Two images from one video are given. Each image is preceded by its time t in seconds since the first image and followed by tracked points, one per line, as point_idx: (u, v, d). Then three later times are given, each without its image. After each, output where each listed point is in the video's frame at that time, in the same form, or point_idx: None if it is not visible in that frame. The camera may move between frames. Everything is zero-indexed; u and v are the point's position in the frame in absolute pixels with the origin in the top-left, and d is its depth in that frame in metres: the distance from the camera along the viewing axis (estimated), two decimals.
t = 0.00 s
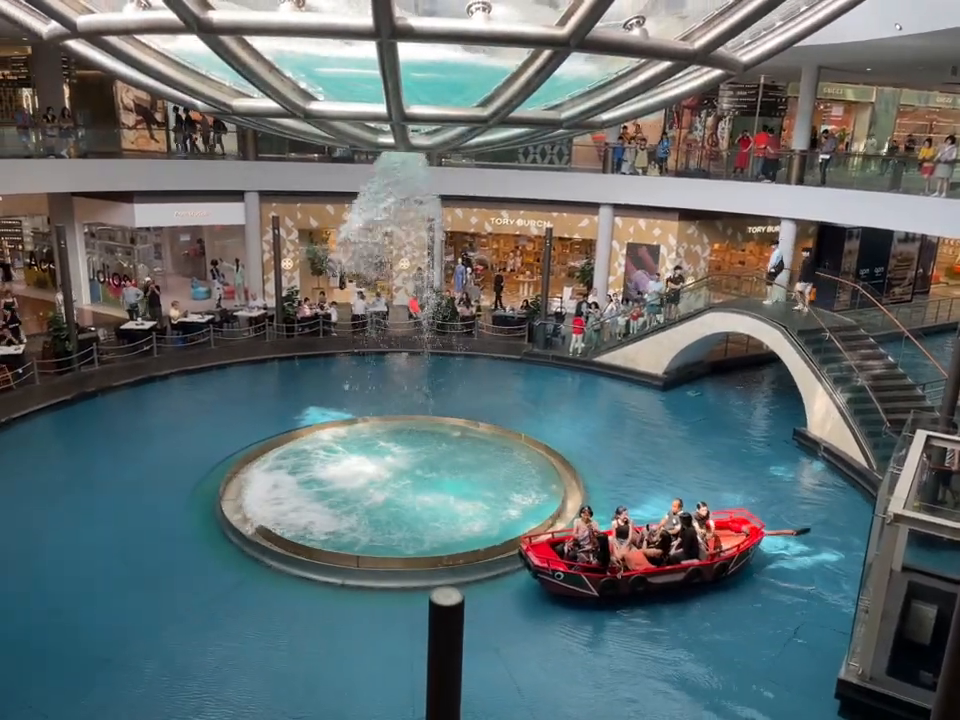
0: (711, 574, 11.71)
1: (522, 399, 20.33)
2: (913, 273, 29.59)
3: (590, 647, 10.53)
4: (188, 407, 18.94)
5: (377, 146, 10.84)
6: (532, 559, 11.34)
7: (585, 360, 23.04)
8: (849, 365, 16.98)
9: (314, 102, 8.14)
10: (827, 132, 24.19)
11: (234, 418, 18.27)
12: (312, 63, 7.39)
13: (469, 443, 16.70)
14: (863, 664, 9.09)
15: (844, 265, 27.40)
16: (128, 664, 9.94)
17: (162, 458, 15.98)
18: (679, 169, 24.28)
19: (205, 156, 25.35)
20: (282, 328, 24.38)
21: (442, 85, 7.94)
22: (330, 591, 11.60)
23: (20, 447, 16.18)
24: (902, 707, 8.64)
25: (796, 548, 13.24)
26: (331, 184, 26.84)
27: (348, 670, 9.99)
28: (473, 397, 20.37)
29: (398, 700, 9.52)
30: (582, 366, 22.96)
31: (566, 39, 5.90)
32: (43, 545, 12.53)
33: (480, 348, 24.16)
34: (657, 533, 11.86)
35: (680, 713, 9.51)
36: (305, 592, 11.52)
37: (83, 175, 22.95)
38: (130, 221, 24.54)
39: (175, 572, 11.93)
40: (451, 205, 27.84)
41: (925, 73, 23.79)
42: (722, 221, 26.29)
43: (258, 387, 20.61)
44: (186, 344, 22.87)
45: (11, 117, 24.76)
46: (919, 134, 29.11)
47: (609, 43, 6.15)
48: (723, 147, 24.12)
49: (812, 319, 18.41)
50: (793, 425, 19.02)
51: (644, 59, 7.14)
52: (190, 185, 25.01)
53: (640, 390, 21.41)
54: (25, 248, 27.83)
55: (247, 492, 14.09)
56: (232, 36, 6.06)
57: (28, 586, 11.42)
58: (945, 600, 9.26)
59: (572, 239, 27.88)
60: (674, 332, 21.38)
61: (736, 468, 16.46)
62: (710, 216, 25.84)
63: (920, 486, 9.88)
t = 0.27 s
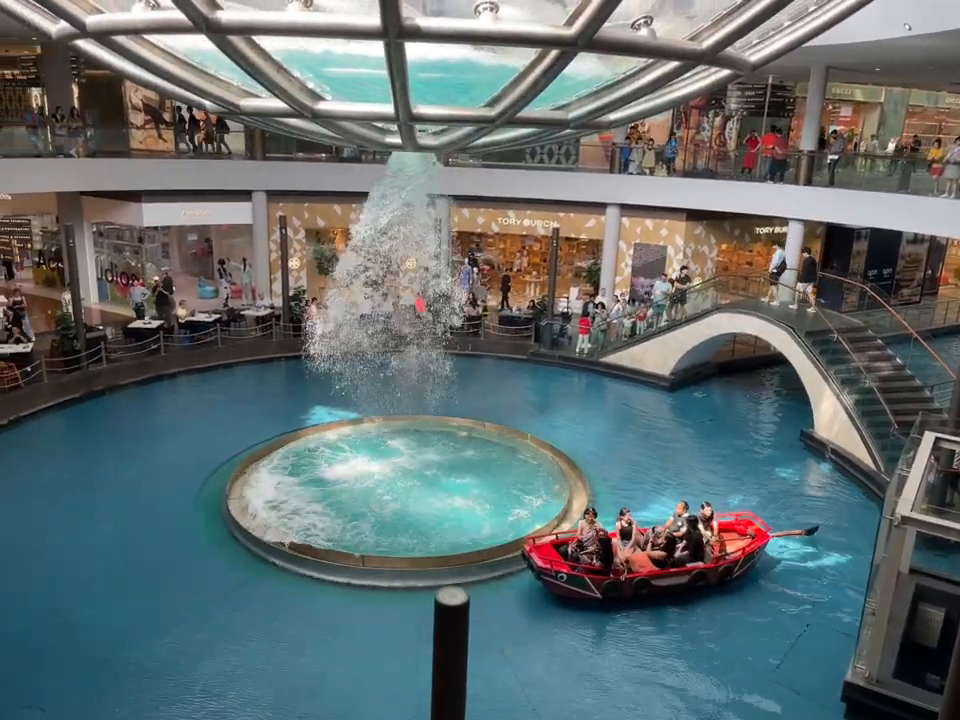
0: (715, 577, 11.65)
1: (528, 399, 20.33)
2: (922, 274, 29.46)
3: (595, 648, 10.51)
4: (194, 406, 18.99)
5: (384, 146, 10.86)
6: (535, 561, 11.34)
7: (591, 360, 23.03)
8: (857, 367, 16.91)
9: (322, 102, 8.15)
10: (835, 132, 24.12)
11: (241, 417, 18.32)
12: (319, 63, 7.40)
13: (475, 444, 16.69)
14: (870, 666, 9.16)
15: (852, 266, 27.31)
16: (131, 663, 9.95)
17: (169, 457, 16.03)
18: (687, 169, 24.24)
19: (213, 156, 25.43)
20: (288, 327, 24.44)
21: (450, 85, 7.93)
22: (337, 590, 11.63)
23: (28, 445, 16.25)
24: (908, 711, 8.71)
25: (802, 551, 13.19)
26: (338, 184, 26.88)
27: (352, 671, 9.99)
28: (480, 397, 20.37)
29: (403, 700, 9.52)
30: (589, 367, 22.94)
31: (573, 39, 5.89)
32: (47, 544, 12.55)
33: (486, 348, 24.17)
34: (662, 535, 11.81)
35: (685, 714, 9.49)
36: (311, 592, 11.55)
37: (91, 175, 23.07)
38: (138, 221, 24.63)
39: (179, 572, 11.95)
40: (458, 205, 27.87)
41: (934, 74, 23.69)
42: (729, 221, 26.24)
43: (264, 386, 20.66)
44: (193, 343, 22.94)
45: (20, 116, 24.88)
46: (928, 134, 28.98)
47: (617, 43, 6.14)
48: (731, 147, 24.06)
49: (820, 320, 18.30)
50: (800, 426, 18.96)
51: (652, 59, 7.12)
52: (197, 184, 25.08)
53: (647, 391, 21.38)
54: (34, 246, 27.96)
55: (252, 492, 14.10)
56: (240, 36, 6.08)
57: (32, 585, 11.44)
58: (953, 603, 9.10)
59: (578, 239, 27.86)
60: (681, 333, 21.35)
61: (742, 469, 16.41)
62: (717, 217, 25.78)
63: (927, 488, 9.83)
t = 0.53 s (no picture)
0: (720, 580, 11.60)
1: (535, 399, 20.30)
2: (930, 275, 29.33)
3: (600, 649, 10.48)
4: (201, 405, 19.04)
5: (391, 146, 10.86)
6: (538, 562, 11.34)
7: (598, 360, 23.00)
8: (865, 368, 16.84)
9: (329, 102, 8.16)
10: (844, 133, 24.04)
11: (247, 416, 18.36)
12: (327, 62, 7.41)
13: (481, 443, 16.70)
14: (877, 669, 8.92)
15: (860, 267, 27.21)
16: (137, 661, 9.98)
17: (175, 455, 16.08)
18: (695, 170, 24.17)
19: (221, 155, 25.50)
20: (295, 327, 24.51)
21: (458, 84, 7.93)
22: (342, 589, 11.64)
23: (36, 443, 16.33)
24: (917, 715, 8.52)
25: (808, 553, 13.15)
26: (345, 183, 26.92)
27: (358, 670, 10.00)
28: (486, 397, 20.37)
29: (408, 700, 9.53)
30: (595, 367, 22.91)
31: (581, 39, 5.88)
32: (53, 543, 12.58)
33: (493, 348, 24.17)
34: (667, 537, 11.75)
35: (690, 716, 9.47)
36: (317, 591, 11.56)
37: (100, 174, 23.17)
38: (146, 220, 24.72)
39: (185, 571, 11.98)
40: (465, 205, 27.87)
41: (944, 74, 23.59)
42: (737, 222, 26.18)
43: (271, 385, 20.70)
44: (200, 342, 23.00)
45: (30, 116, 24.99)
46: (937, 135, 28.85)
47: (625, 43, 6.13)
48: (738, 147, 24.00)
49: (828, 320, 18.21)
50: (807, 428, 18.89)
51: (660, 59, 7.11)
52: (205, 184, 25.16)
53: (653, 392, 21.35)
54: (43, 245, 28.07)
55: (258, 490, 14.13)
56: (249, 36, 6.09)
57: (37, 583, 11.47)
58: None
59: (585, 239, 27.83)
60: (688, 333, 21.31)
61: (748, 471, 16.36)
62: (725, 217, 25.72)
63: (935, 491, 9.87)
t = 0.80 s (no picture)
0: (724, 583, 11.55)
1: (541, 400, 20.27)
2: (938, 277, 29.22)
3: (604, 651, 10.46)
4: (207, 404, 19.09)
5: (397, 146, 10.87)
6: (541, 564, 11.31)
7: (604, 361, 22.97)
8: (873, 369, 16.78)
9: (336, 102, 8.16)
10: (852, 134, 23.97)
11: (254, 415, 18.40)
12: (334, 62, 7.42)
13: (487, 443, 16.70)
14: (884, 672, 8.84)
15: (868, 268, 27.13)
16: (143, 660, 10.01)
17: (182, 454, 16.13)
18: (702, 171, 24.13)
19: (228, 155, 25.59)
20: (302, 326, 24.56)
21: (465, 83, 7.94)
22: (348, 588, 11.68)
23: (43, 442, 16.39)
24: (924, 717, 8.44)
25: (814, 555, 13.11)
26: (352, 184, 26.97)
27: (362, 669, 10.01)
28: (492, 397, 20.38)
29: (413, 700, 9.53)
30: (601, 368, 22.90)
31: (589, 39, 5.87)
32: (60, 541, 12.63)
33: (499, 349, 24.17)
34: (672, 540, 11.70)
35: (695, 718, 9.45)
36: (323, 590, 11.59)
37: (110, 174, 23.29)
38: (154, 219, 24.81)
39: (191, 569, 12.01)
40: (472, 205, 27.88)
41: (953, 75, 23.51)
42: (744, 223, 26.13)
43: (277, 385, 20.74)
44: (207, 341, 23.07)
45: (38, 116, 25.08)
46: (946, 136, 28.74)
47: (633, 43, 6.12)
48: (746, 148, 23.95)
49: (835, 322, 18.19)
50: (815, 429, 18.83)
51: (668, 59, 7.09)
52: (213, 184, 25.25)
53: (659, 393, 21.32)
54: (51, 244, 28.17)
55: (264, 489, 14.16)
56: (256, 36, 6.10)
57: (43, 582, 11.51)
58: None
59: (592, 239, 27.82)
60: (695, 334, 21.28)
61: (754, 472, 16.31)
62: (732, 218, 25.68)
63: (942, 492, 9.83)
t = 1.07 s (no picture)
0: (729, 585, 11.49)
1: (548, 401, 20.25)
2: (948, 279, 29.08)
3: (608, 653, 10.44)
4: (214, 404, 19.14)
5: (405, 146, 10.88)
6: (545, 565, 11.26)
7: (611, 362, 22.94)
8: (880, 371, 16.71)
9: (344, 102, 8.19)
10: (861, 135, 23.89)
11: (261, 415, 18.45)
12: (342, 63, 7.45)
13: (494, 444, 16.71)
14: (891, 674, 8.76)
15: (876, 270, 27.03)
16: (150, 658, 10.04)
17: (189, 453, 16.18)
18: (710, 171, 24.07)
19: (236, 156, 25.67)
20: (309, 326, 24.61)
21: (473, 84, 7.96)
22: (354, 587, 11.71)
23: (51, 441, 16.46)
24: None
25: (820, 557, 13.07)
26: (360, 184, 27.01)
27: (369, 669, 10.03)
28: (498, 398, 20.38)
29: (419, 700, 9.54)
30: (608, 369, 22.87)
31: (596, 40, 5.86)
32: (67, 539, 12.69)
33: (506, 350, 24.17)
34: (676, 541, 11.61)
35: None
36: (329, 589, 11.61)
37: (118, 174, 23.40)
38: (162, 219, 24.90)
39: (198, 568, 12.05)
40: (479, 206, 27.88)
41: None
42: (752, 224, 26.07)
43: (284, 385, 20.79)
44: (215, 341, 23.15)
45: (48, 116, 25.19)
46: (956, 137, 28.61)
47: (640, 44, 6.11)
48: (753, 149, 23.89)
49: (844, 323, 18.21)
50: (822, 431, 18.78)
51: (676, 60, 7.08)
52: (221, 184, 25.33)
53: (667, 394, 21.29)
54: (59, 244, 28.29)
55: (271, 488, 14.20)
56: (265, 37, 6.12)
57: (52, 579, 11.58)
58: None
59: (599, 240, 27.81)
60: (702, 336, 21.24)
61: (760, 475, 16.25)
62: (740, 219, 25.63)
63: (952, 495, 9.72)
